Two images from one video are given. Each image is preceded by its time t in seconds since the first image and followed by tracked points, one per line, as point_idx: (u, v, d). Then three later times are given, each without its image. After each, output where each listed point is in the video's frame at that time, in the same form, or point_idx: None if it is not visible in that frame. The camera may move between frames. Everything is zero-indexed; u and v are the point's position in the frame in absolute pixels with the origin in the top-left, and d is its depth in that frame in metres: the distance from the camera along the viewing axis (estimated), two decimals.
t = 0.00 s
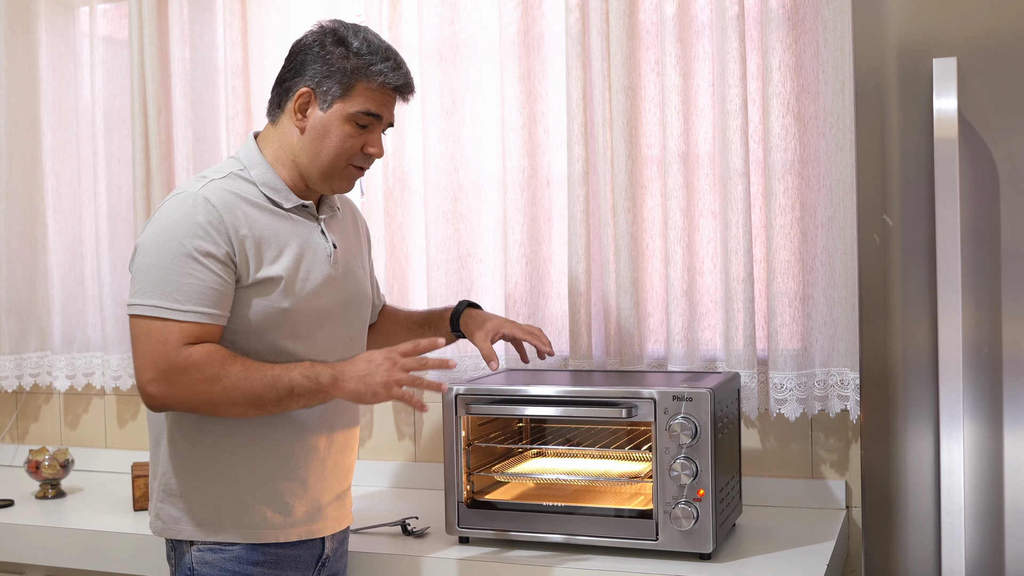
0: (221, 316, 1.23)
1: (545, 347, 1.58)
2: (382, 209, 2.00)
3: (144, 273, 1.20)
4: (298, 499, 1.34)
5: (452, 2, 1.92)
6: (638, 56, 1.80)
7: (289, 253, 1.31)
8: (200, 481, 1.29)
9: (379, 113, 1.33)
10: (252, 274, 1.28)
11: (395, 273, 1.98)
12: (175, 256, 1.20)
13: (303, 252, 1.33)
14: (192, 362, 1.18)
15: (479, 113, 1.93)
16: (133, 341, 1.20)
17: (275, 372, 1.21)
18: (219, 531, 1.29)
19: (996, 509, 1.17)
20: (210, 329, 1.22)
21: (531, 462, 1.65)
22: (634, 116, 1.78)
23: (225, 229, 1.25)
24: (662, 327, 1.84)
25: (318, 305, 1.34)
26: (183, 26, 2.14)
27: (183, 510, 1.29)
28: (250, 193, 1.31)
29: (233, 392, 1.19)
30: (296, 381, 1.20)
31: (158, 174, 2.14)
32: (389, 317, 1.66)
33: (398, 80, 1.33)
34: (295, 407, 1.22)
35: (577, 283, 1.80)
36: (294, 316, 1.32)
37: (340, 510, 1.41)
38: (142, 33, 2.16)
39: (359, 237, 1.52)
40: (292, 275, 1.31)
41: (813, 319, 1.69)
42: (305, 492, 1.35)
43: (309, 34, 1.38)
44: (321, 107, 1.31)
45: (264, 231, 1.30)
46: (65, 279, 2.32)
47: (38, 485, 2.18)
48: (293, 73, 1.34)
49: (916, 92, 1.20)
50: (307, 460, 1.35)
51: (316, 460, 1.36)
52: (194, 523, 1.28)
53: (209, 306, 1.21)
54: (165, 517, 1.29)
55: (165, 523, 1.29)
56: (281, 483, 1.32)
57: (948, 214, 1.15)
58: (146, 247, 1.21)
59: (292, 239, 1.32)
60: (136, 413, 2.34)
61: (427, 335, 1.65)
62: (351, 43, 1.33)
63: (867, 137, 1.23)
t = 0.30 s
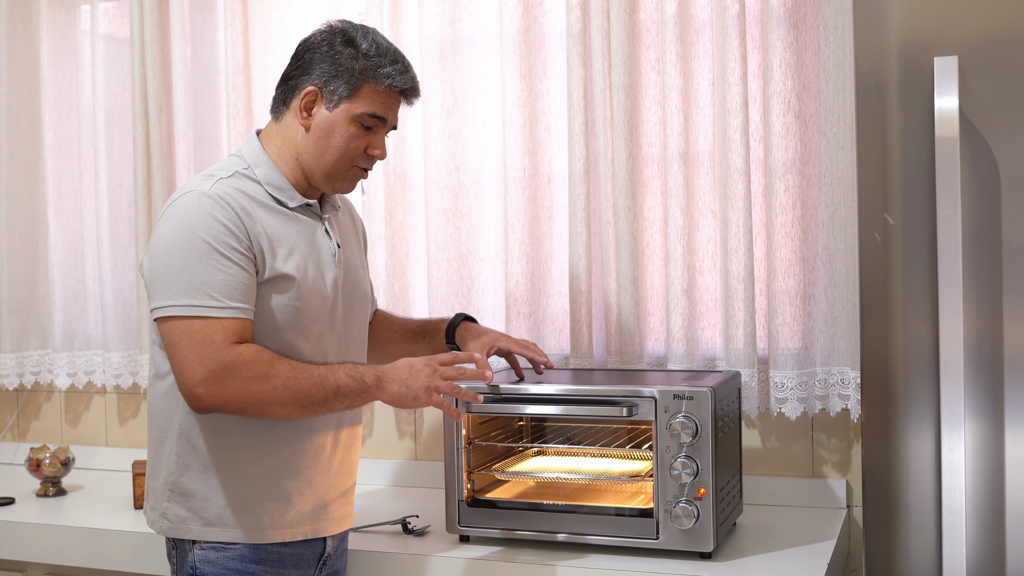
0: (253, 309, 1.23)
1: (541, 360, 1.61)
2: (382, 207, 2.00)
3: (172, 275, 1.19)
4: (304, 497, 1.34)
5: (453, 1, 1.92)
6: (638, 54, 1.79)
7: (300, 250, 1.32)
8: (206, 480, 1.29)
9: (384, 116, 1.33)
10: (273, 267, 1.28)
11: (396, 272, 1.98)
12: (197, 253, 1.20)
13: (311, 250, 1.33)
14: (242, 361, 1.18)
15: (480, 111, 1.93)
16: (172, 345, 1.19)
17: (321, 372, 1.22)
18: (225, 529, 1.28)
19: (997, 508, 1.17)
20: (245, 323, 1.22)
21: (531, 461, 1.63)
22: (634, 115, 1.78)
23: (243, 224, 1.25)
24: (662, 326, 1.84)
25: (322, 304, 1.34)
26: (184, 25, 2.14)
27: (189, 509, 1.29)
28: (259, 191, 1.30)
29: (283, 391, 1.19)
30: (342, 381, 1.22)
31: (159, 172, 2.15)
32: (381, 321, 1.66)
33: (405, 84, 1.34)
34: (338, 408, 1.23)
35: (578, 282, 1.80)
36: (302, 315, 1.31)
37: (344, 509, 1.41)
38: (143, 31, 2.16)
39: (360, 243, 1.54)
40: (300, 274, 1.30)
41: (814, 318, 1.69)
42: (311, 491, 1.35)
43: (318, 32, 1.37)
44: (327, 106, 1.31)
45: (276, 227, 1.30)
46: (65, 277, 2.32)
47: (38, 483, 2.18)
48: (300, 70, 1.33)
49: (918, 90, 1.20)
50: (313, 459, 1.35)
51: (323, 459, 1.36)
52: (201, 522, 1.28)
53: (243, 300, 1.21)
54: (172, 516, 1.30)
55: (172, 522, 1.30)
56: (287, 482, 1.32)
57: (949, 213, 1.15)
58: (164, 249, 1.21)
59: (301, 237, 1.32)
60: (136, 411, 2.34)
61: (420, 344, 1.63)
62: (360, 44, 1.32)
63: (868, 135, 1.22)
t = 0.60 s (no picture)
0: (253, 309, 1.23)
1: (529, 327, 1.59)
2: (384, 207, 2.00)
3: (172, 274, 1.19)
4: (309, 494, 1.34)
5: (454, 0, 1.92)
6: (640, 54, 1.79)
7: (300, 248, 1.32)
8: (211, 479, 1.28)
9: (369, 96, 1.33)
10: (273, 265, 1.28)
11: (397, 271, 1.98)
12: (198, 252, 1.20)
13: (312, 247, 1.33)
14: (242, 357, 1.18)
15: (481, 110, 1.93)
16: (172, 344, 1.19)
17: (319, 366, 1.22)
18: (231, 528, 1.29)
19: (999, 508, 1.17)
20: (246, 322, 1.22)
21: (532, 461, 1.64)
22: (636, 114, 1.78)
23: (245, 223, 1.25)
24: (664, 326, 1.83)
25: (324, 303, 1.34)
26: (186, 24, 2.14)
27: (195, 508, 1.29)
28: (259, 191, 1.30)
29: (282, 386, 1.19)
30: (341, 374, 1.23)
31: (160, 172, 2.15)
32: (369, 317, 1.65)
33: (389, 63, 1.34)
34: (337, 403, 1.24)
35: (580, 281, 1.80)
36: (303, 313, 1.31)
37: (347, 507, 1.41)
38: (145, 31, 2.16)
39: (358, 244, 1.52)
40: (301, 272, 1.31)
41: (815, 318, 1.69)
42: (315, 488, 1.35)
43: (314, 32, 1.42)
44: (313, 89, 1.33)
45: (276, 225, 1.30)
46: (68, 277, 2.32)
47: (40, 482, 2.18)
48: (292, 63, 1.37)
49: (920, 89, 1.20)
50: (318, 457, 1.35)
51: (328, 457, 1.36)
52: (207, 522, 1.28)
53: (243, 299, 1.21)
54: (177, 516, 1.29)
55: (178, 522, 1.29)
56: (292, 480, 1.32)
57: (951, 212, 1.15)
58: (166, 248, 1.21)
59: (301, 235, 1.33)
60: (138, 411, 2.34)
61: (407, 338, 1.64)
62: (345, 30, 1.35)
63: (870, 134, 1.22)
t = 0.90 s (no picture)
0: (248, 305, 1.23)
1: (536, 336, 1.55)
2: (386, 207, 1.99)
3: (165, 270, 1.20)
4: (306, 494, 1.34)
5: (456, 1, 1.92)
6: (642, 54, 1.79)
7: (293, 244, 1.32)
8: (208, 478, 1.29)
9: (350, 87, 1.33)
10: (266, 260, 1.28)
11: (399, 272, 1.98)
12: (193, 248, 1.20)
13: (307, 247, 1.33)
14: (234, 348, 1.17)
15: (483, 111, 1.93)
16: (166, 339, 1.19)
17: (313, 354, 1.21)
18: (229, 527, 1.29)
19: (1002, 509, 1.17)
20: (240, 317, 1.21)
21: (534, 461, 1.64)
22: (639, 115, 1.78)
23: (238, 221, 1.25)
24: (666, 326, 1.83)
25: (322, 303, 1.34)
26: (188, 24, 2.14)
27: (191, 506, 1.29)
28: (254, 189, 1.31)
29: (277, 375, 1.18)
30: (335, 358, 1.21)
31: (163, 173, 2.15)
32: (380, 321, 1.65)
33: (370, 53, 1.34)
34: (336, 387, 1.22)
35: (581, 281, 1.80)
36: (300, 312, 1.32)
37: (346, 507, 1.41)
38: (148, 32, 2.17)
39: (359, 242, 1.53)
40: (296, 271, 1.30)
41: (818, 318, 1.69)
42: (312, 488, 1.35)
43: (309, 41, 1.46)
44: (297, 85, 1.34)
45: (271, 223, 1.30)
46: (70, 277, 2.32)
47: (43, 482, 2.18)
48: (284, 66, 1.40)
49: (921, 90, 1.20)
50: (315, 456, 1.35)
51: (324, 457, 1.37)
52: (203, 520, 1.28)
53: (237, 295, 1.21)
54: (173, 513, 1.29)
55: (173, 520, 1.29)
56: (289, 479, 1.32)
57: (953, 213, 1.15)
58: (160, 245, 1.21)
59: (295, 233, 1.32)
60: (141, 411, 2.34)
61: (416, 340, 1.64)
62: (329, 26, 1.37)
63: (872, 134, 1.22)
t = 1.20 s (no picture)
0: (232, 314, 1.23)
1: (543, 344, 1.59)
2: (388, 207, 1.99)
3: (153, 273, 1.20)
4: (305, 494, 1.34)
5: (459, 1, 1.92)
6: (645, 54, 1.79)
7: (289, 250, 1.31)
8: (209, 480, 1.29)
9: (360, 95, 1.34)
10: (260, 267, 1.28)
11: (402, 272, 1.99)
12: (184, 254, 1.20)
13: (306, 250, 1.33)
14: (211, 362, 1.18)
15: (487, 111, 1.93)
16: (146, 340, 1.20)
17: (290, 375, 1.23)
18: (232, 528, 1.29)
19: (1005, 509, 1.16)
20: (222, 327, 1.22)
21: (537, 461, 1.65)
22: (642, 115, 1.78)
23: (232, 227, 1.25)
24: (669, 327, 1.83)
25: (323, 302, 1.35)
26: (191, 24, 2.14)
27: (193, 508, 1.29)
28: (254, 193, 1.30)
29: (250, 393, 1.20)
30: (310, 385, 1.23)
31: (166, 172, 2.16)
32: (383, 322, 1.65)
33: (378, 61, 1.34)
34: (306, 411, 1.24)
35: (584, 282, 1.80)
36: (299, 313, 1.32)
37: (347, 507, 1.41)
38: (151, 32, 2.17)
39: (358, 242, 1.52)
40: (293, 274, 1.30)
41: (821, 318, 1.69)
42: (312, 487, 1.35)
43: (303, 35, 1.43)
44: (304, 92, 1.33)
45: (269, 227, 1.30)
46: (73, 277, 2.32)
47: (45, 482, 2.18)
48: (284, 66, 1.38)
49: (925, 90, 1.20)
50: (315, 455, 1.35)
51: (324, 456, 1.36)
52: (204, 522, 1.29)
53: (222, 303, 1.21)
54: (176, 516, 1.30)
55: (176, 522, 1.29)
56: (289, 479, 1.32)
57: (957, 213, 1.15)
58: (154, 248, 1.22)
59: (291, 237, 1.32)
60: (143, 411, 2.35)
61: (420, 345, 1.62)
62: (333, 30, 1.35)
63: (875, 135, 1.22)
